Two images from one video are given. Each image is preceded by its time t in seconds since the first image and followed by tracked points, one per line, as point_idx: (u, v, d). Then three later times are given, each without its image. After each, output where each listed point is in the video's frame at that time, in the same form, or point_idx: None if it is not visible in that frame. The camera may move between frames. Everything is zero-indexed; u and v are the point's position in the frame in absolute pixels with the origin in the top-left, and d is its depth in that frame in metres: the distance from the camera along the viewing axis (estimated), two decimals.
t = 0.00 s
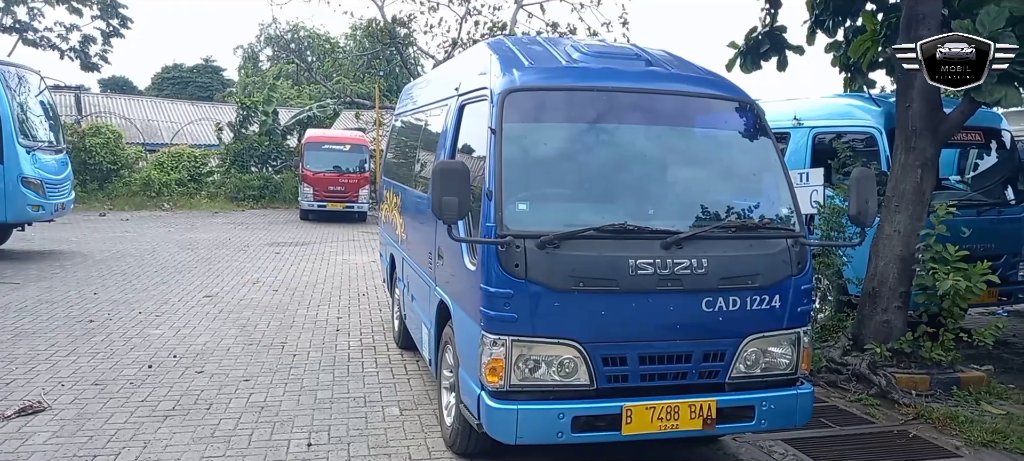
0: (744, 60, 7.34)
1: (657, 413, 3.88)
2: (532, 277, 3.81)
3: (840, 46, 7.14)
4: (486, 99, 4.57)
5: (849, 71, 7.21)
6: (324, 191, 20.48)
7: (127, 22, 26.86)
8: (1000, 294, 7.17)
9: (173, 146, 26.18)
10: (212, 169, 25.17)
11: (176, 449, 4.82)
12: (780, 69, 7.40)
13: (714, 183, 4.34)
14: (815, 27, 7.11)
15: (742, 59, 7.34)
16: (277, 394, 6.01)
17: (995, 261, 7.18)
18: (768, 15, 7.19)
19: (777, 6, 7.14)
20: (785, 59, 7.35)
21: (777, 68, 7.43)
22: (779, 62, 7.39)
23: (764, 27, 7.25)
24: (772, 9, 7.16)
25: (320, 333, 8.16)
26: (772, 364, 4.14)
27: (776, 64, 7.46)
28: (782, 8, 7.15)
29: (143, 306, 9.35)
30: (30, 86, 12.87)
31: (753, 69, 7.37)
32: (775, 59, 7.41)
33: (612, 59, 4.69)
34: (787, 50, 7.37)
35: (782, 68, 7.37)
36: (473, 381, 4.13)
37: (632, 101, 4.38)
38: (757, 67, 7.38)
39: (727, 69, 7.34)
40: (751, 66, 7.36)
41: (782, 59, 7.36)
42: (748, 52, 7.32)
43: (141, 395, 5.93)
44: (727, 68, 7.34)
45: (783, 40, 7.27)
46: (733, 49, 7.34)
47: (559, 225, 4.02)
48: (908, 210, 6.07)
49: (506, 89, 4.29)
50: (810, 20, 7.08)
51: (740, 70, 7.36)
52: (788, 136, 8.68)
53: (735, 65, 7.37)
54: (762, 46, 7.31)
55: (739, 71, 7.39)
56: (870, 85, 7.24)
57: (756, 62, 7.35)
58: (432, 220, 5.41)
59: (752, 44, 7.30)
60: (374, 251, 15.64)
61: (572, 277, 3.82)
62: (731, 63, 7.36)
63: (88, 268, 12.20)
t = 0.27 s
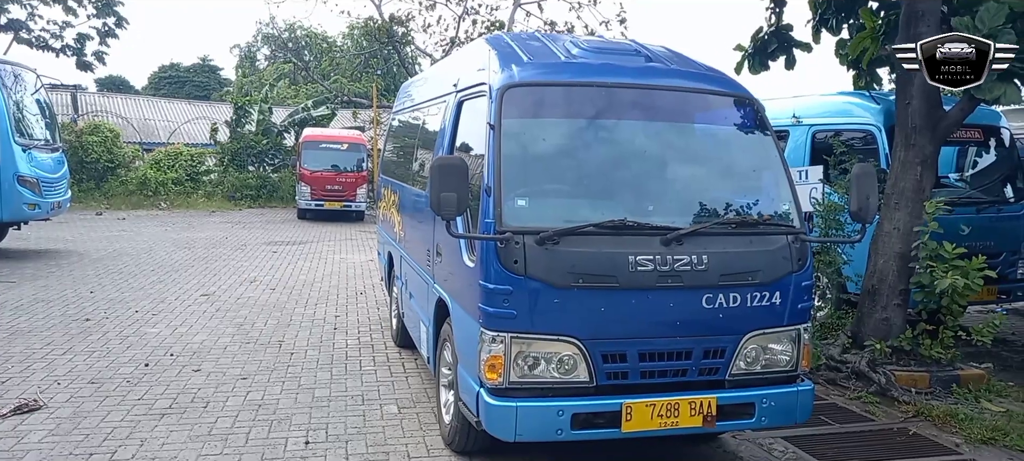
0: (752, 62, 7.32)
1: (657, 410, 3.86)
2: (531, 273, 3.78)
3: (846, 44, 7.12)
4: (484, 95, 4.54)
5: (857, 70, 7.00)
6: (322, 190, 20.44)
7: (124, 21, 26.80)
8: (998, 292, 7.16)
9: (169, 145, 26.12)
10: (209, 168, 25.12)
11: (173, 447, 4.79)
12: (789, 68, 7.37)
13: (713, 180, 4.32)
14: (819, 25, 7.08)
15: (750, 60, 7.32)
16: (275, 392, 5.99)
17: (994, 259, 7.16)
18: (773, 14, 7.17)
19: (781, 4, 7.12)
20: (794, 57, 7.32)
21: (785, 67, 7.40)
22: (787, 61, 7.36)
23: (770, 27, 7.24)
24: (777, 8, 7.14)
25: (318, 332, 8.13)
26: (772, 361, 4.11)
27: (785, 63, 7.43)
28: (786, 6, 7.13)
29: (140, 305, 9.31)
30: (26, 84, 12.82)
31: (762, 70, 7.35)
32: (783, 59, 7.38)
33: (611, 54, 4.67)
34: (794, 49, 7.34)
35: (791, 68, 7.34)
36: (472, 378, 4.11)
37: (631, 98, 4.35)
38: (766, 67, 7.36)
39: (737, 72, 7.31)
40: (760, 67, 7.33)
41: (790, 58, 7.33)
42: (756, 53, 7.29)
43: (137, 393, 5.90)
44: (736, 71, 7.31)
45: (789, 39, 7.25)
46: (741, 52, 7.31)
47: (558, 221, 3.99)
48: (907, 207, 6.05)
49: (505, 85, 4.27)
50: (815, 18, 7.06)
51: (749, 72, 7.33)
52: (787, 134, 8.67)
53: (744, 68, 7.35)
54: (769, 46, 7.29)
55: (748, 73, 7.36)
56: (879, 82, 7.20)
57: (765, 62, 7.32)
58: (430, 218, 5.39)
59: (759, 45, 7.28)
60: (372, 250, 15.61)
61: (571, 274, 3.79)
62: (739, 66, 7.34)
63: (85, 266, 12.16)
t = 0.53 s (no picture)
0: (758, 62, 7.33)
1: (655, 410, 3.85)
2: (529, 273, 3.78)
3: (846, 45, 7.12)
4: (482, 94, 4.54)
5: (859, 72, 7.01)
6: (318, 190, 20.41)
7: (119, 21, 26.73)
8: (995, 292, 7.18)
9: (165, 145, 26.06)
10: (205, 168, 25.06)
11: (169, 448, 4.77)
12: (794, 67, 7.37)
13: (710, 180, 4.31)
14: (820, 25, 7.09)
15: (755, 61, 7.33)
16: (271, 393, 5.97)
17: (991, 258, 7.18)
18: (776, 15, 7.17)
19: (783, 4, 7.12)
20: (799, 56, 7.32)
21: (791, 66, 7.41)
22: (792, 61, 7.37)
23: (774, 27, 7.23)
24: (779, 8, 7.15)
25: (314, 332, 8.11)
26: (770, 360, 4.11)
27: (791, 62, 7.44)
28: (789, 6, 7.13)
29: (135, 305, 9.29)
30: (21, 84, 12.78)
31: (768, 70, 7.36)
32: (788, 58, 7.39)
33: (609, 54, 4.66)
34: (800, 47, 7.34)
35: (798, 67, 7.35)
36: (469, 379, 4.10)
37: (629, 97, 4.35)
38: (772, 67, 7.37)
39: (743, 74, 7.32)
40: (765, 67, 7.34)
41: (796, 58, 7.34)
42: (761, 54, 7.31)
43: (133, 394, 5.88)
44: (743, 73, 7.33)
45: (793, 38, 7.25)
46: (746, 53, 7.32)
47: (556, 221, 3.98)
48: (904, 207, 6.06)
49: (502, 85, 4.26)
50: (814, 18, 7.08)
51: (755, 73, 7.35)
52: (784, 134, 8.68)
53: (750, 69, 7.36)
54: (773, 46, 7.29)
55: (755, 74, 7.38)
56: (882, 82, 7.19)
57: (770, 62, 7.34)
58: (427, 218, 5.37)
59: (763, 46, 7.29)
60: (368, 250, 15.58)
61: (569, 274, 3.79)
62: (745, 67, 7.35)
63: (80, 267, 12.12)
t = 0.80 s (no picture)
0: (760, 63, 7.37)
1: (649, 408, 3.88)
2: (524, 273, 3.81)
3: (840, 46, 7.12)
4: (478, 95, 4.57)
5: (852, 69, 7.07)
6: (315, 190, 20.43)
7: (117, 20, 26.74)
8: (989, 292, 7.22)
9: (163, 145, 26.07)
10: (202, 168, 25.07)
11: (167, 446, 4.80)
12: (797, 66, 7.40)
13: (704, 179, 4.35)
14: (814, 25, 7.10)
15: (757, 62, 7.37)
16: (268, 392, 6.00)
17: (985, 258, 7.22)
18: (775, 15, 7.20)
19: (782, 5, 7.15)
20: (801, 56, 7.34)
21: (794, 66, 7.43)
22: (794, 60, 7.39)
23: (773, 28, 7.25)
24: (778, 8, 7.18)
25: (312, 331, 8.14)
26: (763, 359, 4.15)
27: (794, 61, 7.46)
28: (787, 6, 7.16)
29: (133, 304, 9.31)
30: (19, 83, 12.79)
31: (770, 70, 7.40)
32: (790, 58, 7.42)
33: (604, 55, 4.70)
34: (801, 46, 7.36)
35: (800, 66, 7.37)
36: (465, 377, 4.13)
37: (624, 98, 4.38)
38: (773, 67, 7.41)
39: (746, 77, 7.35)
40: (768, 68, 7.39)
41: (798, 57, 7.36)
42: (761, 55, 7.35)
43: (131, 393, 5.90)
44: (747, 75, 7.37)
45: (793, 38, 7.26)
46: (747, 54, 7.35)
47: (551, 221, 4.02)
48: (897, 207, 6.09)
49: (498, 85, 4.29)
50: (808, 18, 7.07)
51: (758, 74, 7.39)
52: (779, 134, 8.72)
53: (753, 70, 7.40)
54: (773, 47, 7.32)
55: (758, 75, 7.42)
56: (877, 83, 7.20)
57: (772, 63, 7.38)
58: (424, 218, 5.41)
59: (763, 47, 7.33)
60: (365, 250, 15.61)
61: (564, 273, 3.82)
62: (748, 68, 7.39)
63: (78, 266, 12.13)
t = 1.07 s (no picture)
0: (760, 66, 7.45)
1: (643, 408, 3.93)
2: (520, 275, 3.86)
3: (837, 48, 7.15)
4: (475, 98, 4.61)
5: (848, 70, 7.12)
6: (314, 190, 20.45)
7: (115, 21, 26.75)
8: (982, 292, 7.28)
9: (161, 145, 26.09)
10: (200, 168, 25.09)
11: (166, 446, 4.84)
12: (796, 69, 7.45)
13: (699, 182, 4.40)
14: (811, 28, 7.15)
15: (756, 65, 7.45)
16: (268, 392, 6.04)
17: (978, 258, 7.28)
18: (775, 17, 7.25)
19: (781, 6, 7.20)
20: (799, 59, 7.38)
21: (793, 69, 7.48)
22: (794, 63, 7.43)
23: (772, 30, 7.30)
24: (777, 10, 7.22)
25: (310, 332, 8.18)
26: (756, 359, 4.20)
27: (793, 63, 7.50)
28: (787, 7, 7.21)
29: (132, 305, 9.34)
30: (17, 84, 12.81)
31: (770, 73, 7.47)
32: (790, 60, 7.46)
33: (601, 59, 4.74)
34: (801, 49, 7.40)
35: (799, 69, 7.42)
36: (462, 377, 4.17)
37: (620, 101, 4.43)
38: (773, 69, 7.47)
39: (748, 80, 7.41)
40: (767, 71, 7.46)
41: (796, 60, 7.41)
42: (761, 57, 7.42)
43: (131, 393, 5.94)
44: (747, 77, 7.43)
45: (793, 40, 7.30)
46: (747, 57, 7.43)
47: (547, 223, 4.06)
48: (891, 208, 6.14)
49: (495, 89, 4.34)
50: (806, 21, 7.10)
51: (758, 77, 7.47)
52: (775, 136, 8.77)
53: (753, 72, 7.48)
54: (773, 48, 7.37)
55: (758, 78, 7.51)
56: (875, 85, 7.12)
57: (771, 65, 7.45)
58: (421, 219, 5.45)
59: (762, 48, 7.39)
60: (364, 250, 15.65)
61: (560, 275, 3.87)
62: (748, 70, 7.46)
63: (76, 267, 12.16)
